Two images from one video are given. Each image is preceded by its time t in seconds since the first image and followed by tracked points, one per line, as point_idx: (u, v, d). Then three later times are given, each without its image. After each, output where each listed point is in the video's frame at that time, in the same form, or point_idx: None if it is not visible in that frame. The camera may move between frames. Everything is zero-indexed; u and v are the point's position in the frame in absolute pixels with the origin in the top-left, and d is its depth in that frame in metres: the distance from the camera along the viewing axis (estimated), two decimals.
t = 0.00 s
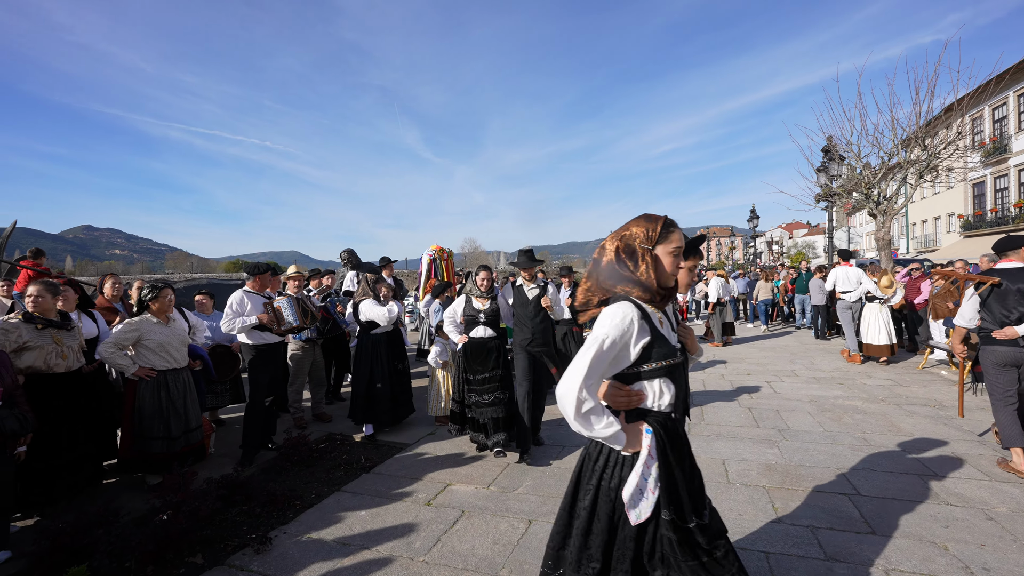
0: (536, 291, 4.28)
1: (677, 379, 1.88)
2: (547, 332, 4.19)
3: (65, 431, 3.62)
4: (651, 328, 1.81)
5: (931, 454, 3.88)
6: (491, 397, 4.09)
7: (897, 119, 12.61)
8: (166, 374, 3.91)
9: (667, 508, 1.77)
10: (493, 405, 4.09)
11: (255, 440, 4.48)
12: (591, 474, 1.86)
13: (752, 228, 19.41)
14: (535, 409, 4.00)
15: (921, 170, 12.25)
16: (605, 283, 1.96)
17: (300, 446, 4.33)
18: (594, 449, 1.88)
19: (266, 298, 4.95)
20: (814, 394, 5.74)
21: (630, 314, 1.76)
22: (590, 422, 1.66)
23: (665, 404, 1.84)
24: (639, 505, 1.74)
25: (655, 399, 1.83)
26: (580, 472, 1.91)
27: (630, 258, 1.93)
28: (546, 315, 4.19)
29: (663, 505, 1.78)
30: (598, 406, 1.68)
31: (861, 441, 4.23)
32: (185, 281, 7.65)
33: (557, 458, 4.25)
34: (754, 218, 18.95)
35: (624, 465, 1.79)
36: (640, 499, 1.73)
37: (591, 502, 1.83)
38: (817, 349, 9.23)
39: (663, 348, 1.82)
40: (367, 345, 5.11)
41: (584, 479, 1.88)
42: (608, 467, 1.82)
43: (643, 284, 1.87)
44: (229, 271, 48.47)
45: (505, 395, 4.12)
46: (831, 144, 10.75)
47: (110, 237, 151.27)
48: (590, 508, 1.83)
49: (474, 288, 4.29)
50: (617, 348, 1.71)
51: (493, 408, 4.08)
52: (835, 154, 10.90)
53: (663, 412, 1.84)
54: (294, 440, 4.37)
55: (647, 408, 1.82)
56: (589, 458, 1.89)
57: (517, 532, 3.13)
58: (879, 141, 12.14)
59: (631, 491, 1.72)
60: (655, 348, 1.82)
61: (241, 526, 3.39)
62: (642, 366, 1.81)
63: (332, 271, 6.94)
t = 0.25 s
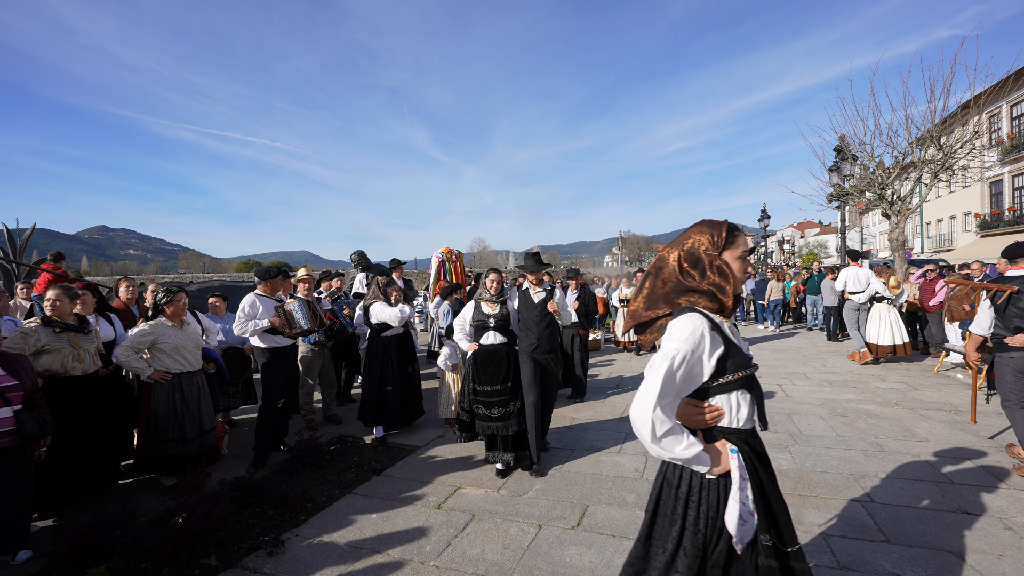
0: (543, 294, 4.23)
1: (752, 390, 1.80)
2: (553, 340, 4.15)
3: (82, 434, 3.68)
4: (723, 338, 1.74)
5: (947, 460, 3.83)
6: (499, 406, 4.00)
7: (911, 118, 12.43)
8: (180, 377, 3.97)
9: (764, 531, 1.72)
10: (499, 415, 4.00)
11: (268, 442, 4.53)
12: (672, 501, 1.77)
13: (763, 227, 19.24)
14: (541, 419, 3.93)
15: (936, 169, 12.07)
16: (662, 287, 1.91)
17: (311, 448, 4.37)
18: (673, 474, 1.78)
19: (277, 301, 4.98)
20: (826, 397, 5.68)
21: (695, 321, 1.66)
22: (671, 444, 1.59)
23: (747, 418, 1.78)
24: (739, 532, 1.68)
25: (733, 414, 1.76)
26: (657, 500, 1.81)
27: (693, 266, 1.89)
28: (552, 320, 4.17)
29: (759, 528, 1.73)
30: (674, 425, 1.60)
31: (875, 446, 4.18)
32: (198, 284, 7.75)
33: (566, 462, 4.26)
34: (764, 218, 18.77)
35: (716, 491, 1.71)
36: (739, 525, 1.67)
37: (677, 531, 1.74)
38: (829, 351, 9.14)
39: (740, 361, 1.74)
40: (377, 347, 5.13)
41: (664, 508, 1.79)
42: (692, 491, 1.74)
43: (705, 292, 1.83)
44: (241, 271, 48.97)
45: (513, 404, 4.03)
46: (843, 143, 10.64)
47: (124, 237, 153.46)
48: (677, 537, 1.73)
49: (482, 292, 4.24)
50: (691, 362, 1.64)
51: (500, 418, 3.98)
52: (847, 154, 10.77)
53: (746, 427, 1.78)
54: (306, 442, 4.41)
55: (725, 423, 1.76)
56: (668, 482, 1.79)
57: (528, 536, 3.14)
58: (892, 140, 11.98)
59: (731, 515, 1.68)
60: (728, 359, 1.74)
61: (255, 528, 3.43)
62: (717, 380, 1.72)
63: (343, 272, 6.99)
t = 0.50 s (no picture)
0: (551, 303, 4.15)
1: (810, 410, 1.76)
2: (563, 348, 4.11)
3: (99, 436, 3.75)
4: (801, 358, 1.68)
5: (966, 469, 3.75)
6: (508, 414, 4.03)
7: (929, 116, 12.20)
8: (194, 380, 4.02)
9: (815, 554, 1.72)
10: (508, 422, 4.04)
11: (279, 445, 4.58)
12: (725, 528, 1.73)
13: (776, 228, 19.05)
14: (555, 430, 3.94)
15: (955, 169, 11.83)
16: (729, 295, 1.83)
17: (322, 451, 4.40)
18: (725, 496, 1.75)
19: (288, 304, 5.03)
20: (841, 403, 5.59)
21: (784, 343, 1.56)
22: (752, 465, 1.55)
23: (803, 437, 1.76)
24: (798, 559, 1.66)
25: (792, 435, 1.73)
26: (708, 527, 1.78)
27: (764, 276, 1.82)
28: (561, 330, 4.10)
29: (813, 552, 1.72)
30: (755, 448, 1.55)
31: (892, 454, 4.11)
32: (213, 287, 7.87)
33: (576, 467, 4.24)
34: (778, 219, 18.55)
35: (773, 516, 1.68)
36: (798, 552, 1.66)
37: (732, 555, 1.71)
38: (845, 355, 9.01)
39: (808, 380, 1.71)
40: (388, 351, 5.16)
41: (717, 534, 1.75)
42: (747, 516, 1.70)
43: (776, 302, 1.75)
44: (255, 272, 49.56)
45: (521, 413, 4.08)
46: (859, 143, 10.48)
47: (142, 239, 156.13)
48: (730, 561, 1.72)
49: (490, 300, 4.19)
50: (776, 381, 1.57)
51: (509, 426, 4.02)
52: (863, 154, 10.61)
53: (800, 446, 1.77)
54: (317, 445, 4.45)
55: (783, 442, 1.73)
56: (720, 505, 1.76)
57: (537, 542, 3.13)
58: (910, 139, 11.77)
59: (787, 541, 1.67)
60: (800, 376, 1.68)
61: (266, 531, 3.46)
62: (788, 399, 1.67)
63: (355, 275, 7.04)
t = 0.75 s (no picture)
0: (559, 303, 4.06)
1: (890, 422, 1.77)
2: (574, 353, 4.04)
3: (117, 438, 3.81)
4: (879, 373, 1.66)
5: (993, 479, 3.63)
6: (522, 426, 3.91)
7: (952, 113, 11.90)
8: (209, 383, 4.07)
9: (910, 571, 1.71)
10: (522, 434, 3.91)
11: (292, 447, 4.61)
12: (820, 559, 1.70)
13: (793, 228, 18.77)
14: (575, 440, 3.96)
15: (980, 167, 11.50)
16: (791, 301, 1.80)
17: (335, 454, 4.42)
18: (814, 523, 1.71)
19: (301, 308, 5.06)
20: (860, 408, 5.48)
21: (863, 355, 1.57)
22: (856, 489, 1.55)
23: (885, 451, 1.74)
24: None
25: (877, 450, 1.71)
26: (801, 557, 1.74)
27: (836, 281, 1.74)
28: (571, 331, 4.01)
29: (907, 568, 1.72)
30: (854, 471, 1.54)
31: (914, 462, 4.00)
32: (231, 290, 7.98)
33: (588, 472, 4.21)
34: (796, 219, 18.25)
35: (872, 541, 1.65)
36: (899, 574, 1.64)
37: None
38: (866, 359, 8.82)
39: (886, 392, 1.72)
40: (400, 353, 5.17)
41: (813, 562, 1.72)
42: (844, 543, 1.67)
43: (849, 309, 1.68)
44: (272, 273, 50.24)
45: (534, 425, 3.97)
46: (878, 141, 10.26)
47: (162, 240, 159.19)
48: None
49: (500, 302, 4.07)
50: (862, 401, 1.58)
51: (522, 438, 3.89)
52: (883, 152, 10.39)
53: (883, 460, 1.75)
54: (330, 448, 4.47)
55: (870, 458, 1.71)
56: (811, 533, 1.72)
57: (548, 550, 3.10)
58: (932, 137, 11.49)
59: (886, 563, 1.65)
60: (881, 388, 1.69)
61: (279, 534, 3.47)
62: (873, 413, 1.67)
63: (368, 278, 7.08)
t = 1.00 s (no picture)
0: (571, 304, 3.81)
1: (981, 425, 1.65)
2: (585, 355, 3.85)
3: (137, 438, 3.89)
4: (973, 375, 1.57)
5: (1016, 488, 3.56)
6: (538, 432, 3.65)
7: (975, 111, 11.64)
8: (225, 384, 4.14)
9: None
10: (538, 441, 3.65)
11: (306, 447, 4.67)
12: None
13: (809, 228, 18.53)
14: (592, 448, 3.64)
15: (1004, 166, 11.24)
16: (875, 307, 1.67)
17: (349, 456, 4.47)
18: (906, 541, 1.59)
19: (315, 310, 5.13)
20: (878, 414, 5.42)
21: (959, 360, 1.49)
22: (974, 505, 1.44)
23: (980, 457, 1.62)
24: None
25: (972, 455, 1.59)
26: None
27: (925, 285, 1.62)
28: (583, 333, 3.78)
29: None
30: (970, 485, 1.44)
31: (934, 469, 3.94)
32: (247, 292, 8.11)
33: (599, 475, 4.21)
34: (813, 219, 18.01)
35: (978, 558, 1.51)
36: None
37: None
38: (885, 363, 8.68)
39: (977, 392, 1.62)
40: (413, 355, 5.21)
41: None
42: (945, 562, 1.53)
43: (938, 316, 1.59)
44: (287, 274, 50.89)
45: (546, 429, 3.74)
46: (898, 140, 10.09)
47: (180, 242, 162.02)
48: None
49: (511, 305, 3.78)
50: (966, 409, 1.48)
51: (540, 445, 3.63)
52: (902, 152, 10.21)
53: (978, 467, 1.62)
54: (343, 449, 4.52)
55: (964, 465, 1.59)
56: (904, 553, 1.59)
57: (560, 553, 3.10)
58: (954, 135, 11.25)
59: None
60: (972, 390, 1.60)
61: (293, 534, 3.52)
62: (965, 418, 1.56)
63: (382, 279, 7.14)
